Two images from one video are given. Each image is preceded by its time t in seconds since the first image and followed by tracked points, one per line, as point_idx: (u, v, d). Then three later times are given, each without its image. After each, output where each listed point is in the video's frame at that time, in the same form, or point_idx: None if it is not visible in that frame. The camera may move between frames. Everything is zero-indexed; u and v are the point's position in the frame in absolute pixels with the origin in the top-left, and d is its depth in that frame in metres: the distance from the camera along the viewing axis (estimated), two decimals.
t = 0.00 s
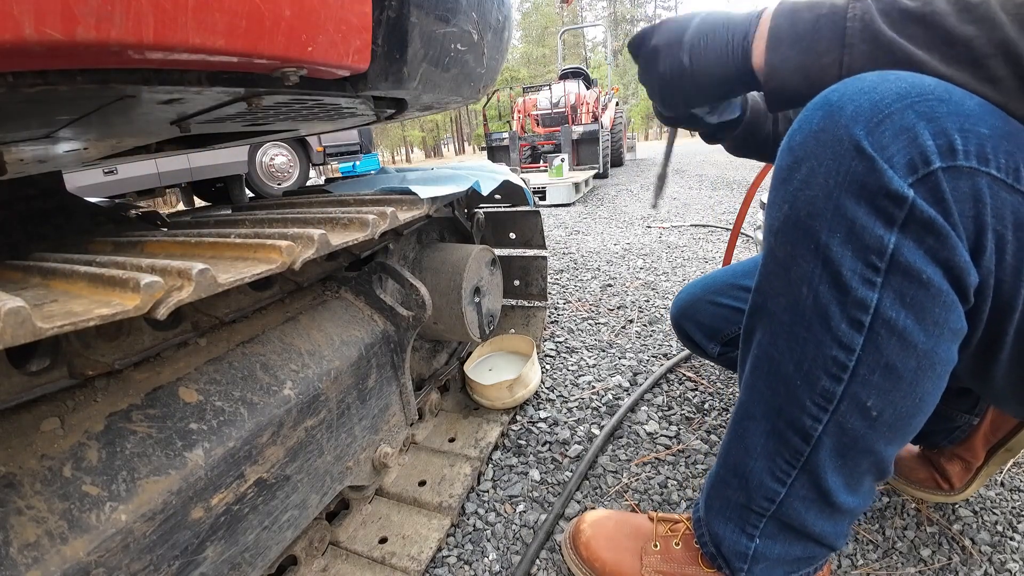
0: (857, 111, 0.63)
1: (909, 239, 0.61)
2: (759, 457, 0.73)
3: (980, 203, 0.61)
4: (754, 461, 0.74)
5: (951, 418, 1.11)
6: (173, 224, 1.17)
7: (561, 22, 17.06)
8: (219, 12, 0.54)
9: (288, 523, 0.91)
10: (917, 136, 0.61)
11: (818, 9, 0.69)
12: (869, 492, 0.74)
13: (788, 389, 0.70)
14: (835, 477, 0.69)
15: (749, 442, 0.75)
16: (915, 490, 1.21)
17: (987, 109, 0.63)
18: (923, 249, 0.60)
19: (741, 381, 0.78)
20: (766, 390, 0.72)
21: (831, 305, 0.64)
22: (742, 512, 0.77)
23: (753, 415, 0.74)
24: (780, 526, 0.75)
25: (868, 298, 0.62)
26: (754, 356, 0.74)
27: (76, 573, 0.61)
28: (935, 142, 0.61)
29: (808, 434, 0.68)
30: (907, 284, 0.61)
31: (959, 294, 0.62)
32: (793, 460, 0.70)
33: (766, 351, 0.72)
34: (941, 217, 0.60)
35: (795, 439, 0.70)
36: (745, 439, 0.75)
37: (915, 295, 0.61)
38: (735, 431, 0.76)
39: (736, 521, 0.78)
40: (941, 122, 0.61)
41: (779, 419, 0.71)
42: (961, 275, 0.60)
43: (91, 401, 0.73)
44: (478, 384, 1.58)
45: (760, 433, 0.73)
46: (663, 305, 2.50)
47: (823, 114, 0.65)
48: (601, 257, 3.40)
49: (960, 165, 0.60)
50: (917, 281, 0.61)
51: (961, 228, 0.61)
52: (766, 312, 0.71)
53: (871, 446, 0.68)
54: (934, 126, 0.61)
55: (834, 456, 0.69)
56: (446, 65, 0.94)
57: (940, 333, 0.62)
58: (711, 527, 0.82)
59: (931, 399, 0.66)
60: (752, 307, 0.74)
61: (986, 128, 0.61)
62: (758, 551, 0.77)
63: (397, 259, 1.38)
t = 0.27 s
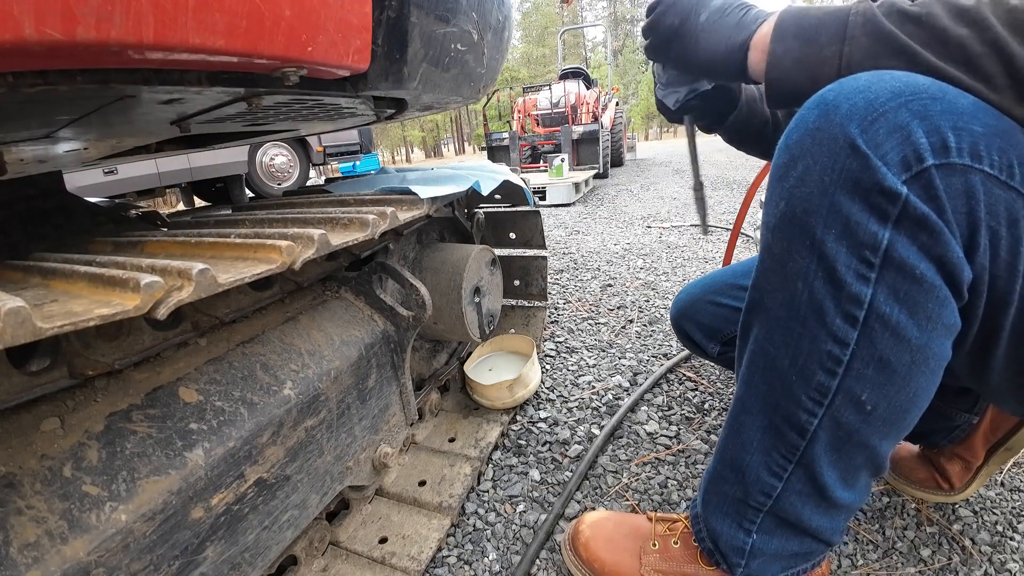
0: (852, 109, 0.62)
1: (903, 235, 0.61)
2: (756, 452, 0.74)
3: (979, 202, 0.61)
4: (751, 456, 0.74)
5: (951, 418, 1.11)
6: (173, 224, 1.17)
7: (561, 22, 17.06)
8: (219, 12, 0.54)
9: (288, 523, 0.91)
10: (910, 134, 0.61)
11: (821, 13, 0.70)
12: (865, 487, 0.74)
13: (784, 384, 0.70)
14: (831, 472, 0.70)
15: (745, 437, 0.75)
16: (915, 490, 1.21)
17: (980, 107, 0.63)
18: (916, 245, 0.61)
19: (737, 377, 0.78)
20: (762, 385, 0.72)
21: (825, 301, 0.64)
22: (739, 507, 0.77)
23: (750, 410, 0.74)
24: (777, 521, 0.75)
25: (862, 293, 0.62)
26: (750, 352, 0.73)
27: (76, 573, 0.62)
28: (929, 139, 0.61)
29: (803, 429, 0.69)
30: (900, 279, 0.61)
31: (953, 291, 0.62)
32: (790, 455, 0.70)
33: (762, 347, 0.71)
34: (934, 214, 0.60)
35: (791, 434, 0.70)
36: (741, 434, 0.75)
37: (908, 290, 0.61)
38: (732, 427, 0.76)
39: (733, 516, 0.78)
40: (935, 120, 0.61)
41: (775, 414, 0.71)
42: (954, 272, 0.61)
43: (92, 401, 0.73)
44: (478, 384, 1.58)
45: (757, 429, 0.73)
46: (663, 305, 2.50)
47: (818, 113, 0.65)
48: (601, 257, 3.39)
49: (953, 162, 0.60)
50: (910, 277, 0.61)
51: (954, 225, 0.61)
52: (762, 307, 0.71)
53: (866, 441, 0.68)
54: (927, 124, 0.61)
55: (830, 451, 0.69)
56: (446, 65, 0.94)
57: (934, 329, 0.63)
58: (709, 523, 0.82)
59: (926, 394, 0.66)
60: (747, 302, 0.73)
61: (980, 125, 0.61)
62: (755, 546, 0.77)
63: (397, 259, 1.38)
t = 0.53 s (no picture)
0: (849, 108, 0.63)
1: (902, 232, 0.61)
2: (756, 452, 0.74)
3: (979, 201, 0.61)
4: (751, 456, 0.74)
5: (952, 417, 1.11)
6: (174, 224, 1.17)
7: (561, 22, 17.06)
8: (218, 11, 0.54)
9: (288, 523, 0.91)
10: (908, 132, 0.61)
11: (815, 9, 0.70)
12: (866, 488, 0.74)
13: (785, 382, 0.70)
14: (831, 471, 0.70)
15: (746, 437, 0.75)
16: (915, 490, 1.21)
17: (978, 106, 0.62)
18: (915, 242, 0.60)
19: (737, 376, 0.78)
20: (763, 384, 0.72)
21: (825, 298, 0.64)
22: (740, 508, 0.77)
23: (750, 409, 0.74)
24: (778, 522, 0.75)
25: (862, 291, 0.62)
26: (750, 351, 0.73)
27: (76, 573, 0.62)
28: (926, 137, 0.61)
29: (804, 428, 0.68)
30: (900, 277, 0.61)
31: (953, 288, 0.62)
32: (790, 455, 0.70)
33: (762, 346, 0.71)
34: (932, 211, 0.60)
35: (792, 433, 0.70)
36: (742, 434, 0.75)
37: (907, 287, 0.61)
38: (732, 427, 0.76)
39: (734, 517, 0.78)
40: (932, 118, 0.61)
41: (775, 413, 0.71)
42: (953, 269, 0.60)
43: (91, 400, 0.72)
44: (478, 384, 1.58)
45: (757, 428, 0.73)
46: (663, 305, 2.50)
47: (816, 112, 0.65)
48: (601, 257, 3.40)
49: (950, 160, 0.60)
50: (909, 274, 0.61)
51: (953, 222, 0.61)
52: (762, 307, 0.71)
53: (867, 440, 0.68)
54: (924, 122, 0.61)
55: (831, 450, 0.69)
56: (446, 65, 0.94)
57: (933, 327, 0.62)
58: (710, 524, 0.82)
59: (926, 392, 0.66)
60: (747, 301, 0.73)
61: (976, 123, 0.61)
62: (756, 547, 0.77)
63: (397, 259, 1.38)
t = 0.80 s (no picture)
0: (846, 107, 0.63)
1: (898, 229, 0.61)
2: (755, 450, 0.74)
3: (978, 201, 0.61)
4: (750, 454, 0.74)
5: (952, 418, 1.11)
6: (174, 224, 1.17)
7: (561, 22, 17.06)
8: (219, 11, 0.54)
9: (288, 523, 0.91)
10: (904, 130, 0.61)
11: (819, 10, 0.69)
12: (865, 486, 0.74)
13: (783, 380, 0.69)
14: (830, 469, 0.70)
15: (746, 434, 0.74)
16: (915, 490, 1.21)
17: (974, 104, 0.62)
18: (911, 239, 0.61)
19: (736, 375, 0.78)
20: (761, 381, 0.72)
21: (822, 295, 0.64)
22: (739, 506, 0.77)
23: (749, 407, 0.74)
24: (777, 519, 0.75)
25: (859, 288, 0.62)
26: (749, 349, 0.73)
27: (76, 573, 0.62)
28: (921, 135, 0.61)
29: (802, 425, 0.68)
30: (897, 273, 0.61)
31: (949, 285, 0.62)
32: (789, 452, 0.71)
33: (760, 343, 0.71)
34: (928, 208, 0.60)
35: (791, 431, 0.70)
36: (741, 432, 0.75)
37: (904, 284, 0.61)
38: (731, 425, 0.76)
39: (733, 515, 0.78)
40: (927, 116, 0.61)
41: (774, 411, 0.71)
42: (950, 267, 0.61)
43: (91, 400, 0.72)
44: (478, 384, 1.58)
45: (756, 426, 0.73)
46: (663, 305, 2.50)
47: (813, 110, 0.65)
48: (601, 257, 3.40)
49: (946, 158, 0.61)
50: (906, 271, 0.61)
51: (948, 219, 0.61)
52: (759, 305, 0.71)
53: (865, 437, 0.68)
54: (919, 121, 0.61)
55: (829, 447, 0.69)
56: (446, 65, 0.94)
57: (930, 323, 0.62)
58: (709, 523, 0.82)
59: (923, 389, 0.66)
60: (745, 299, 0.73)
61: (972, 122, 0.61)
62: (756, 545, 0.77)
63: (397, 259, 1.38)
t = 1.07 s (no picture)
0: (851, 109, 0.63)
1: (903, 234, 0.60)
2: (757, 453, 0.74)
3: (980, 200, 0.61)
4: (752, 458, 0.74)
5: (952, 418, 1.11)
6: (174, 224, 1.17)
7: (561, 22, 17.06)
8: (218, 11, 0.54)
9: (288, 523, 0.91)
10: (910, 133, 0.61)
11: None
12: (867, 489, 0.74)
13: (786, 384, 0.70)
14: (833, 473, 0.69)
15: (747, 438, 0.75)
16: (915, 490, 1.21)
17: (979, 107, 0.63)
18: (916, 244, 0.60)
19: (739, 377, 0.78)
20: (764, 385, 0.72)
21: (825, 301, 0.64)
22: (741, 509, 0.77)
23: (751, 411, 0.74)
24: (779, 523, 0.75)
25: (863, 293, 0.62)
26: (752, 352, 0.73)
27: (76, 573, 0.62)
28: (927, 138, 0.61)
29: (805, 430, 0.68)
30: (902, 278, 0.61)
31: (954, 290, 0.62)
32: (791, 457, 0.71)
33: (763, 347, 0.71)
34: (933, 212, 0.60)
35: (793, 435, 0.70)
36: (743, 435, 0.75)
37: (909, 289, 0.61)
38: (733, 428, 0.77)
39: (735, 518, 0.78)
40: (933, 119, 0.61)
41: (776, 415, 0.71)
42: (955, 271, 0.60)
43: (92, 401, 0.72)
44: (478, 384, 1.58)
45: (758, 430, 0.74)
46: (663, 305, 2.50)
47: (817, 112, 0.65)
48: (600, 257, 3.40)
49: (952, 161, 0.60)
50: (911, 276, 0.61)
51: (954, 224, 0.61)
52: (762, 308, 0.71)
53: (868, 442, 0.67)
54: (926, 123, 0.61)
55: (831, 452, 0.69)
56: (446, 65, 0.94)
57: (935, 328, 0.62)
58: (710, 525, 0.82)
59: (928, 394, 0.66)
60: (748, 303, 0.73)
61: (978, 125, 0.61)
62: (757, 549, 0.77)
63: (397, 259, 1.38)
